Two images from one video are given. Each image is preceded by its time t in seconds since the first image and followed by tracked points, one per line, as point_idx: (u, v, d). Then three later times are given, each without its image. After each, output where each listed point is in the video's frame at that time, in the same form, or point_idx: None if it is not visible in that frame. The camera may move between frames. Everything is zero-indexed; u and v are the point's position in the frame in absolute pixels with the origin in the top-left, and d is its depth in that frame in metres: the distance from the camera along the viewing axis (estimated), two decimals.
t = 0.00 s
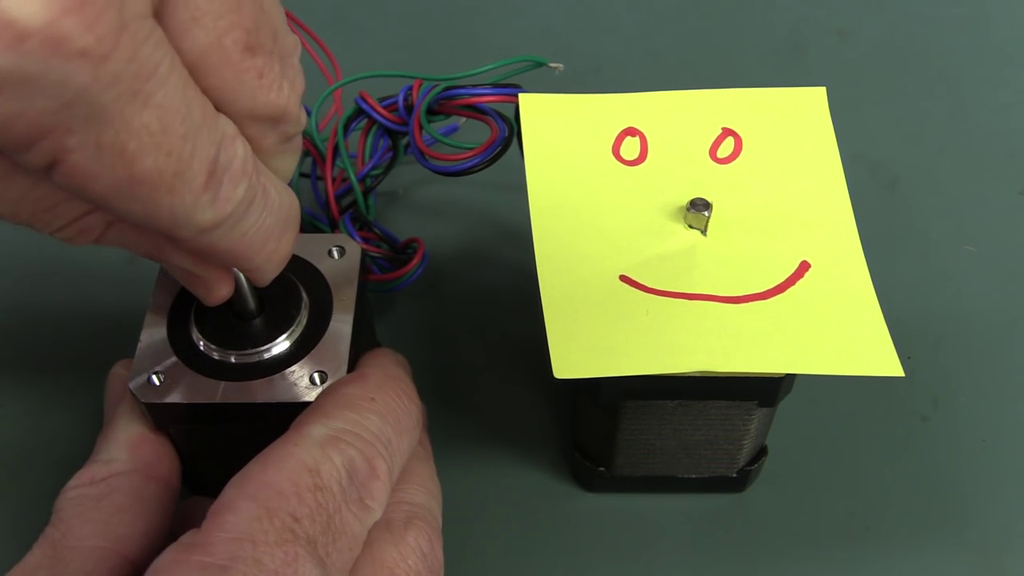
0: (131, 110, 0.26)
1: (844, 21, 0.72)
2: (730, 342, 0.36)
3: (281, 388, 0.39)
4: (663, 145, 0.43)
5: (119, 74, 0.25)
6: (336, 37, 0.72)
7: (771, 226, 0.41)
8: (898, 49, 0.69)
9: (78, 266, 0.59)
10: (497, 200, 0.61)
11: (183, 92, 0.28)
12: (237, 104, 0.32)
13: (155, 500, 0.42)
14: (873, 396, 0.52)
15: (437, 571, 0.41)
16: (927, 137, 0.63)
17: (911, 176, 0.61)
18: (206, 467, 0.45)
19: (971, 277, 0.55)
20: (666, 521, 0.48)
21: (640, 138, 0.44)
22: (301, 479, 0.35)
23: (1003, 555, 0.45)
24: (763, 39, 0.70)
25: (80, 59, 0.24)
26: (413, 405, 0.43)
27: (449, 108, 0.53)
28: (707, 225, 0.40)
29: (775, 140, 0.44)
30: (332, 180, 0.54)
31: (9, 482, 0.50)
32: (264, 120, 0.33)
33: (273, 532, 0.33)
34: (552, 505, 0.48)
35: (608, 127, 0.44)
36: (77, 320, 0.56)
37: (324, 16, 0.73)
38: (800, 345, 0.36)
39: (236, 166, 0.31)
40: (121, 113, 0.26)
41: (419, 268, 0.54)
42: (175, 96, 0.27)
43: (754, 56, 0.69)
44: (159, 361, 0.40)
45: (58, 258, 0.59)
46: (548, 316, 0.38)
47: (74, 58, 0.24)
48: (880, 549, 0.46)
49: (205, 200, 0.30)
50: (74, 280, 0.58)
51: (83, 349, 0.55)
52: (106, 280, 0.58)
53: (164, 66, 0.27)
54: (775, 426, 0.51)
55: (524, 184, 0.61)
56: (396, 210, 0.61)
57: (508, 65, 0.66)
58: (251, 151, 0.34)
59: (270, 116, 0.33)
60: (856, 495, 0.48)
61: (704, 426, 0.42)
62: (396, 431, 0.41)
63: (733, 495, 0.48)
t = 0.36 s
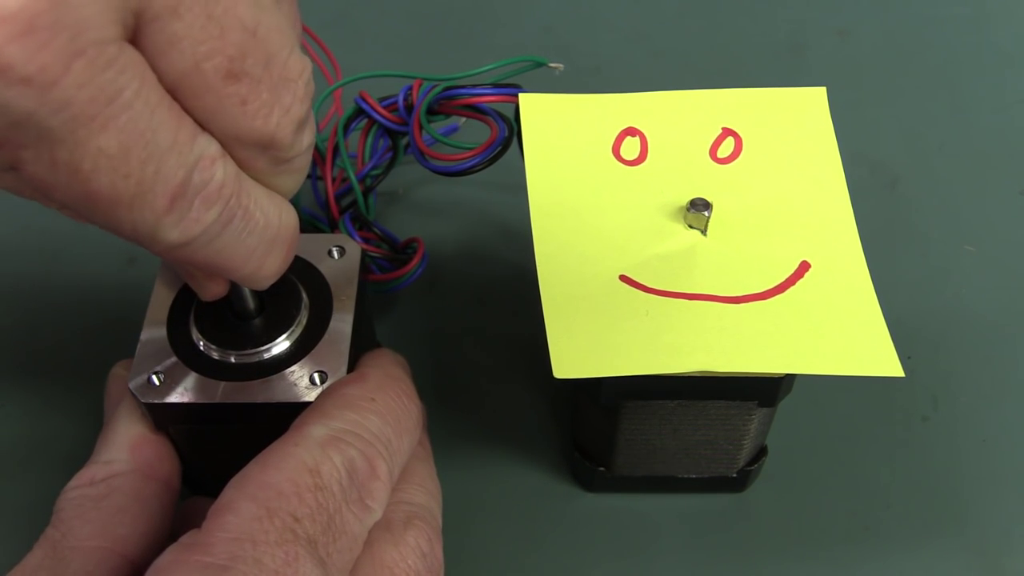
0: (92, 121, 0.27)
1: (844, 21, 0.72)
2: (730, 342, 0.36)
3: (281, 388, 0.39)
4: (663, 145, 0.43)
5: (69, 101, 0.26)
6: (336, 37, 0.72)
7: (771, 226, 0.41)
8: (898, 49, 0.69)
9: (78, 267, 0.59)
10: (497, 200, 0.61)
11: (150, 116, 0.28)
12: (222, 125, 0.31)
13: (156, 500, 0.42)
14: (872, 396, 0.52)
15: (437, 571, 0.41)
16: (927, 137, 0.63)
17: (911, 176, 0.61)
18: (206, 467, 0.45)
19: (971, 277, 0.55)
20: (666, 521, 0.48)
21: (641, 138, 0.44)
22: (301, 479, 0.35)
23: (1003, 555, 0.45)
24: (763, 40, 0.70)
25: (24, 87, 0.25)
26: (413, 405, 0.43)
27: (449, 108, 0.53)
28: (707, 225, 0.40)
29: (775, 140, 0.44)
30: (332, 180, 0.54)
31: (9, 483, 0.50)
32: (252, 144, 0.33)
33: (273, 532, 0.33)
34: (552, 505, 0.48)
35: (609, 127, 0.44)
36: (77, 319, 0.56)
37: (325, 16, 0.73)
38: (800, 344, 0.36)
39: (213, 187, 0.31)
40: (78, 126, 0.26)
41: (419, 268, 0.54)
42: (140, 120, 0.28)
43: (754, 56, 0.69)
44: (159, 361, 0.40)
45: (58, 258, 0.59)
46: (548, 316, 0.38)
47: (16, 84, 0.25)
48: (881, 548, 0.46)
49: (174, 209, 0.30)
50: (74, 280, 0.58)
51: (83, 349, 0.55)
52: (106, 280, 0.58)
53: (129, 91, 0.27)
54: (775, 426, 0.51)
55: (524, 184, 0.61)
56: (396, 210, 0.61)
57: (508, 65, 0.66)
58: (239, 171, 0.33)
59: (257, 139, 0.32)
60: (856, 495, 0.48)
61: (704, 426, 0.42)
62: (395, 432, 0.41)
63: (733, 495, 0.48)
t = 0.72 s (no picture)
0: (159, 82, 0.26)
1: (844, 21, 0.72)
2: (730, 342, 0.36)
3: (281, 387, 0.39)
4: (663, 145, 0.43)
5: None
6: (335, 38, 0.71)
7: (771, 226, 0.41)
8: (898, 49, 0.69)
9: (77, 267, 0.59)
10: (497, 200, 0.61)
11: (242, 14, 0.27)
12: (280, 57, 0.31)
13: (155, 500, 0.42)
14: (873, 397, 0.51)
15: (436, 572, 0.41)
16: (926, 136, 0.63)
17: (910, 176, 0.61)
18: (206, 467, 0.45)
19: (971, 276, 0.55)
20: (666, 521, 0.48)
21: (640, 137, 0.44)
22: (301, 480, 0.35)
23: (1003, 555, 0.45)
24: (763, 40, 0.70)
25: (67, 38, 0.24)
26: (413, 406, 0.43)
27: (449, 108, 0.53)
28: (707, 224, 0.40)
29: (775, 140, 0.44)
30: (331, 180, 0.54)
31: (7, 483, 0.50)
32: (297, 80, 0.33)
33: (273, 533, 0.33)
34: (552, 505, 0.48)
35: (608, 127, 0.44)
36: (76, 320, 0.56)
37: (325, 16, 0.73)
38: (800, 344, 0.36)
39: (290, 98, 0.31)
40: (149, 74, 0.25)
41: (419, 268, 0.54)
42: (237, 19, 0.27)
43: (754, 56, 0.69)
44: (159, 360, 0.40)
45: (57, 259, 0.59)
46: (549, 316, 0.38)
47: None
48: (881, 548, 0.46)
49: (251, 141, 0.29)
50: (72, 279, 0.58)
51: (82, 349, 0.55)
52: (105, 280, 0.58)
53: None
54: (775, 426, 0.51)
55: (524, 184, 0.61)
56: (396, 210, 0.61)
57: (507, 65, 0.66)
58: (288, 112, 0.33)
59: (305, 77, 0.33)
60: (857, 495, 0.48)
61: (704, 425, 0.42)
62: (395, 433, 0.41)
63: (733, 494, 0.48)
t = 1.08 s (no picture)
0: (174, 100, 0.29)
1: (843, 22, 0.72)
2: (731, 342, 0.36)
3: (281, 387, 0.39)
4: (663, 145, 0.43)
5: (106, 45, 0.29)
6: (336, 38, 0.72)
7: (771, 226, 0.41)
8: (898, 49, 0.69)
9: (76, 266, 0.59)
10: (497, 200, 0.61)
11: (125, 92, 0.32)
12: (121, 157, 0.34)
13: (155, 500, 0.42)
14: (873, 397, 0.52)
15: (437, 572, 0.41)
16: (926, 137, 0.63)
17: (910, 176, 0.61)
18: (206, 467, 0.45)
19: (971, 277, 0.55)
20: (666, 521, 0.48)
21: (640, 137, 0.44)
22: (303, 480, 0.35)
23: (1004, 555, 0.45)
24: (763, 40, 0.70)
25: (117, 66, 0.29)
26: (414, 406, 0.43)
27: (449, 107, 0.53)
28: (707, 224, 0.40)
29: (775, 140, 0.44)
30: (332, 180, 0.54)
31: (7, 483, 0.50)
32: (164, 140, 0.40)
33: (275, 533, 0.33)
34: (552, 505, 0.48)
35: (608, 127, 0.45)
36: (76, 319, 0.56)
37: (325, 16, 0.73)
38: (800, 345, 0.36)
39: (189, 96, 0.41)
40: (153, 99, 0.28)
41: (419, 268, 0.54)
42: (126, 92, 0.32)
43: (753, 56, 0.69)
44: (159, 360, 0.40)
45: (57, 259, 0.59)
46: (549, 316, 0.38)
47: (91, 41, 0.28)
48: (881, 548, 0.46)
49: (240, 168, 0.31)
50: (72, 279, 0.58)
51: (82, 348, 0.55)
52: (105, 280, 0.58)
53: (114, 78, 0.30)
54: (775, 426, 0.51)
55: (524, 184, 0.61)
56: (396, 210, 0.61)
57: (507, 65, 0.66)
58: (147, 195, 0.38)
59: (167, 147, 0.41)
60: (856, 495, 0.48)
61: (704, 425, 0.42)
62: (395, 433, 0.41)
63: (733, 494, 0.48)
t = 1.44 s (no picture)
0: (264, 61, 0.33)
1: (843, 21, 0.72)
2: (730, 342, 0.36)
3: (280, 387, 0.39)
4: (663, 144, 0.43)
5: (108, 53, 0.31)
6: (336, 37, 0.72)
7: (771, 226, 0.41)
8: (898, 49, 0.69)
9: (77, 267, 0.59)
10: (497, 200, 0.61)
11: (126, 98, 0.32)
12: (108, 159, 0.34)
13: (154, 502, 0.42)
14: (872, 396, 0.52)
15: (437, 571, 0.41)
16: (926, 137, 0.63)
17: (910, 176, 0.61)
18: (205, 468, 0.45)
19: (971, 277, 0.55)
20: (666, 522, 0.48)
21: (640, 137, 0.44)
22: (302, 480, 0.35)
23: (1004, 556, 0.45)
24: (763, 40, 0.70)
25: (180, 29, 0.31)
26: (412, 405, 0.43)
27: (449, 108, 0.54)
28: (707, 224, 0.40)
29: (775, 140, 0.44)
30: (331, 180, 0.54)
31: (8, 484, 0.50)
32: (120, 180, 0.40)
33: (275, 533, 0.33)
34: (552, 505, 0.48)
35: (608, 127, 0.44)
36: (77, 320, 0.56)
37: (325, 16, 0.73)
38: (800, 345, 0.36)
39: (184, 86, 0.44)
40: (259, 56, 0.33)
41: (418, 268, 0.55)
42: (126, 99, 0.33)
43: (753, 56, 0.69)
44: (158, 361, 0.40)
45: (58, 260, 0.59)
46: (549, 316, 0.38)
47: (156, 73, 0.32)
48: (880, 549, 0.46)
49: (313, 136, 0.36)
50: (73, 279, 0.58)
51: (82, 349, 0.55)
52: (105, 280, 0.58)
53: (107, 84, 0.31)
54: (775, 426, 0.51)
55: (524, 184, 0.61)
56: (396, 210, 0.61)
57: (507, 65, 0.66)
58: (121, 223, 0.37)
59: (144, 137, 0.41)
60: (856, 495, 0.48)
61: (704, 425, 0.42)
62: (394, 432, 0.41)
63: (733, 494, 0.48)
